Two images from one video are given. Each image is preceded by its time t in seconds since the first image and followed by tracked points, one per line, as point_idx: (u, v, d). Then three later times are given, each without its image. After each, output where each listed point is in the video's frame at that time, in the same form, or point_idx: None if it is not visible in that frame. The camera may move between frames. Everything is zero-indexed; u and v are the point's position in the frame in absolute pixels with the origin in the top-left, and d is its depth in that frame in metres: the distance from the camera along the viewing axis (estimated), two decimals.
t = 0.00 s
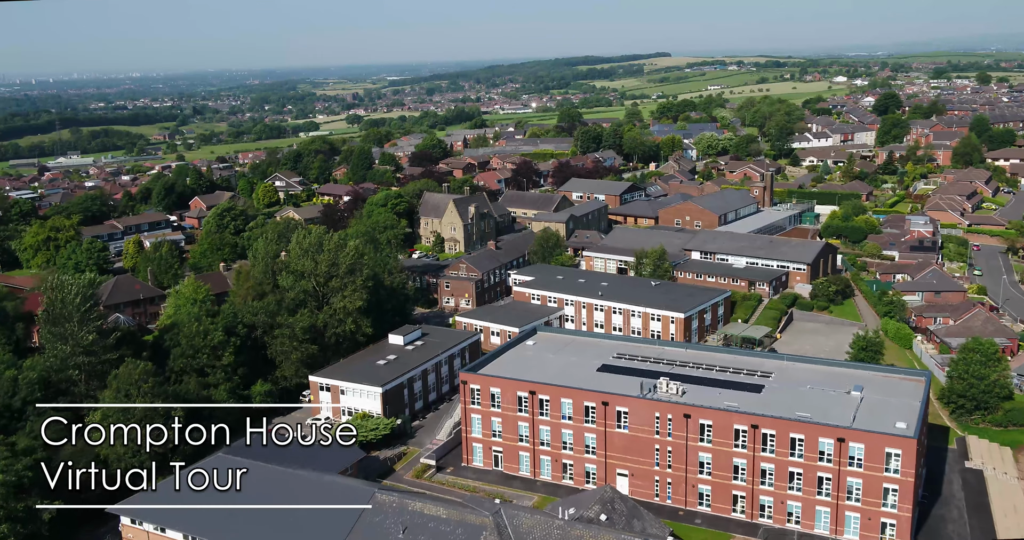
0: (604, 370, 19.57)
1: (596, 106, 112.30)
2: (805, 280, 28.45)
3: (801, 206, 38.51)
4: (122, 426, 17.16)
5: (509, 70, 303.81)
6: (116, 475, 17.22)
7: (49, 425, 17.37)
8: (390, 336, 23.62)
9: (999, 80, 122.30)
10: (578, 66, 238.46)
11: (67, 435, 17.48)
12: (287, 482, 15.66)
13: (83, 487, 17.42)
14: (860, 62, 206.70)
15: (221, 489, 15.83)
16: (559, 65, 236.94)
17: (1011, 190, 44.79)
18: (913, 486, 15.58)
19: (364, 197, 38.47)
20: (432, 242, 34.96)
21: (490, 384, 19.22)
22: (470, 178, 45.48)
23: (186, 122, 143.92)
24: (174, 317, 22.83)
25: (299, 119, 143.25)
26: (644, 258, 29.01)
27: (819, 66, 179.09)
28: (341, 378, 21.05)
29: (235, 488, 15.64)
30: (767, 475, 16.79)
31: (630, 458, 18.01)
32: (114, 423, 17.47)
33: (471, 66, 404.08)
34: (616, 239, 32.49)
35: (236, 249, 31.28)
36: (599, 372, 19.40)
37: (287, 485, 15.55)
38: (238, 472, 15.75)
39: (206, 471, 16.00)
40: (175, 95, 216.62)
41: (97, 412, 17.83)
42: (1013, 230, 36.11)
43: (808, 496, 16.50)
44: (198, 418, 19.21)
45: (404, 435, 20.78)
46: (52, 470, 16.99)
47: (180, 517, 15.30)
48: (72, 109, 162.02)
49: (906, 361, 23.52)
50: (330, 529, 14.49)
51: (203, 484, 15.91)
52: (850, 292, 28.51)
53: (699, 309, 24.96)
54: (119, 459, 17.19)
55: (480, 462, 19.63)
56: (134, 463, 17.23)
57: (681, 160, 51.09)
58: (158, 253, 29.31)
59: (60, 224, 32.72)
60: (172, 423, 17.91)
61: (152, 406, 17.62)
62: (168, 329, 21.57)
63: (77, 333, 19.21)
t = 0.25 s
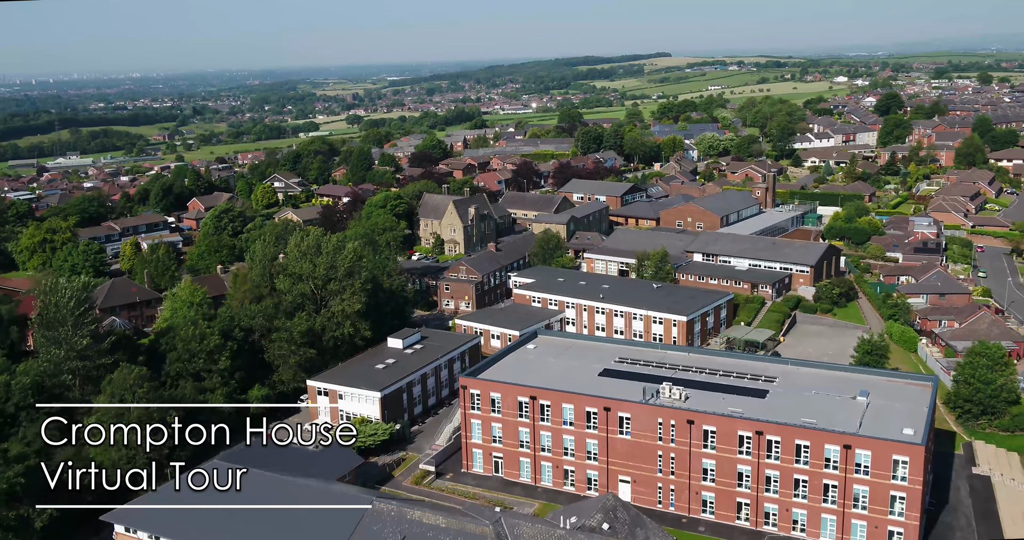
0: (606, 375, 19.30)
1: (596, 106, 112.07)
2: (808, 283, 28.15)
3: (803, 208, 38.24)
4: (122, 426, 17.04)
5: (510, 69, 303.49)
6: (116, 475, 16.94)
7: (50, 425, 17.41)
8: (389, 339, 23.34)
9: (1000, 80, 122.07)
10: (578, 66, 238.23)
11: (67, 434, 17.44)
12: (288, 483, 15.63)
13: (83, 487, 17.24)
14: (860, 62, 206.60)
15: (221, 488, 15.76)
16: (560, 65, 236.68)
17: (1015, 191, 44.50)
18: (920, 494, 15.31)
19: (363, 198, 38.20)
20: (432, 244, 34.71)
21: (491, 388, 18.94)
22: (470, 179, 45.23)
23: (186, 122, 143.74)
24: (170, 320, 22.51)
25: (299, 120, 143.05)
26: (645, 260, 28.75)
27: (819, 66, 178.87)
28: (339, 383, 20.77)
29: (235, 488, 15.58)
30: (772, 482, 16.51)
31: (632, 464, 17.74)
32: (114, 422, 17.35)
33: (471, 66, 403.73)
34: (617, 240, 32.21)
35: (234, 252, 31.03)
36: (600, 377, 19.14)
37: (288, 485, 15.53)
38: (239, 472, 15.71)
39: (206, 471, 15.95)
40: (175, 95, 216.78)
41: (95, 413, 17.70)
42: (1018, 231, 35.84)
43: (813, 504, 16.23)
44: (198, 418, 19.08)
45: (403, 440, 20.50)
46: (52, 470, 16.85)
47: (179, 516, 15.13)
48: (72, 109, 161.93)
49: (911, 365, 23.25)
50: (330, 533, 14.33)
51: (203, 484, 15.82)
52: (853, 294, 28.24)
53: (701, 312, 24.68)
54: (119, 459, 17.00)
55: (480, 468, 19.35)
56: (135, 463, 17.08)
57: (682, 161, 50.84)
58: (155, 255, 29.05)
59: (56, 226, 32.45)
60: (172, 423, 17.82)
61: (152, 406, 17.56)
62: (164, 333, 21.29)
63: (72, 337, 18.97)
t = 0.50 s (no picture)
0: (607, 380, 19.02)
1: (597, 107, 111.80)
2: (811, 285, 27.85)
3: (805, 209, 37.95)
4: (122, 426, 16.75)
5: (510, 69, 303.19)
6: (116, 475, 16.70)
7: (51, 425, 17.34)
8: (387, 343, 23.04)
9: (1001, 80, 121.82)
10: (578, 66, 237.95)
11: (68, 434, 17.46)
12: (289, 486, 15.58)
13: (82, 487, 17.05)
14: (861, 62, 206.36)
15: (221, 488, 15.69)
16: (560, 65, 236.45)
17: (1018, 192, 44.21)
18: (929, 503, 15.02)
19: (363, 200, 37.94)
20: (431, 246, 34.43)
21: (490, 394, 18.65)
22: (470, 181, 44.94)
23: (185, 123, 143.40)
24: (166, 324, 22.18)
25: (299, 120, 142.84)
26: (647, 263, 28.46)
27: (819, 66, 178.87)
28: (337, 388, 20.48)
29: (235, 488, 15.49)
30: (777, 490, 16.22)
31: (634, 471, 17.45)
32: (114, 423, 17.03)
33: (472, 66, 403.63)
34: (619, 242, 31.91)
35: (232, 254, 30.76)
36: (602, 382, 18.85)
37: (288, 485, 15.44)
38: (239, 472, 15.64)
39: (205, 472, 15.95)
40: (174, 95, 216.56)
41: (93, 412, 17.36)
42: (1022, 233, 35.54)
43: (819, 512, 15.94)
44: (198, 418, 18.88)
45: (402, 446, 20.21)
46: (51, 470, 16.67)
47: (177, 515, 15.01)
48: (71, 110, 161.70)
49: (916, 370, 22.95)
50: (326, 536, 14.05)
51: (203, 484, 15.77)
52: (857, 297, 27.94)
53: (704, 315, 24.38)
54: (119, 459, 16.76)
55: (480, 474, 19.06)
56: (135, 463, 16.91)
57: (683, 162, 50.57)
58: (152, 258, 28.77)
59: (52, 227, 32.16)
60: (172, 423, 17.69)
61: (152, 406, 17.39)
62: (160, 338, 20.97)
63: (66, 342, 18.59)
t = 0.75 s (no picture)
0: (609, 385, 18.72)
1: (597, 107, 111.54)
2: (815, 288, 27.55)
3: (808, 210, 37.64)
4: (123, 425, 16.82)
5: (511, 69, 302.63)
6: (116, 475, 16.74)
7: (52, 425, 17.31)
8: (386, 347, 22.74)
9: (1003, 81, 121.52)
10: (579, 66, 237.69)
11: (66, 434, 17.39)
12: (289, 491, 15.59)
13: (82, 488, 16.94)
14: (861, 62, 206.11)
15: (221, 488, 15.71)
16: (561, 65, 236.25)
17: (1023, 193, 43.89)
18: (938, 512, 14.73)
19: (362, 202, 37.69)
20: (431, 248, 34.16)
21: (491, 400, 18.36)
22: (470, 182, 44.68)
23: (185, 123, 143.14)
24: (162, 328, 21.87)
25: (299, 121, 142.58)
26: (649, 265, 28.18)
27: (820, 66, 178.79)
28: (335, 393, 20.18)
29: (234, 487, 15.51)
30: (782, 498, 15.92)
31: (637, 479, 17.16)
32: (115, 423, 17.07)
33: (472, 66, 403.55)
34: (620, 244, 31.61)
35: (229, 256, 30.49)
36: (604, 387, 18.56)
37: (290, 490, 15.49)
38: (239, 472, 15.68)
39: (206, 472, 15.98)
40: (174, 96, 216.40)
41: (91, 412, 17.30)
42: None
43: (825, 521, 15.64)
44: (196, 419, 18.82)
45: (401, 451, 19.92)
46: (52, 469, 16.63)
47: (176, 514, 14.91)
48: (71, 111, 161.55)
49: (922, 374, 22.65)
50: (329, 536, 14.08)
51: (203, 484, 15.74)
52: (861, 300, 27.64)
53: (707, 318, 24.10)
54: (120, 459, 16.78)
55: (480, 481, 18.77)
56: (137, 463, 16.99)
57: (684, 163, 50.29)
58: (149, 260, 28.51)
59: (48, 229, 31.91)
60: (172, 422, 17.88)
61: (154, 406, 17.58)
62: (155, 342, 20.69)
63: (59, 347, 18.36)
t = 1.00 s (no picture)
0: (611, 390, 18.43)
1: (598, 108, 111.26)
2: (819, 291, 27.25)
3: (811, 212, 37.32)
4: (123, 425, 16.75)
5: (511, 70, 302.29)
6: (117, 475, 16.32)
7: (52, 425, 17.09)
8: (385, 351, 22.44)
9: (1004, 81, 121.26)
10: (579, 66, 237.56)
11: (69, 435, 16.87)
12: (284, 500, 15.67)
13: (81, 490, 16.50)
14: (862, 62, 205.93)
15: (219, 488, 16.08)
16: (561, 65, 235.99)
17: None
18: (947, 521, 14.44)
19: (361, 203, 37.37)
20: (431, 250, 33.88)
21: (491, 406, 18.07)
22: (470, 183, 44.41)
23: (185, 124, 142.84)
24: (158, 332, 21.56)
25: (299, 121, 142.27)
26: (651, 267, 27.89)
27: (820, 66, 178.79)
28: (333, 398, 19.88)
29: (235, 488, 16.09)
30: (788, 507, 15.63)
31: (640, 486, 16.86)
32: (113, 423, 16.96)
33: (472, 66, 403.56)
34: (622, 246, 31.31)
35: (227, 258, 30.19)
36: (606, 393, 18.27)
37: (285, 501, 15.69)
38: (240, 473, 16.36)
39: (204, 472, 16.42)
40: (174, 97, 216.28)
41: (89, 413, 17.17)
42: None
43: (832, 530, 15.34)
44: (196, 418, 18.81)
45: (400, 458, 19.64)
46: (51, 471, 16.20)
47: (184, 515, 14.71)
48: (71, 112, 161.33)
49: (928, 378, 22.34)
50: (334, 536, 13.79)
51: (203, 484, 15.95)
52: (866, 303, 27.33)
53: (710, 322, 23.80)
54: (121, 459, 16.58)
55: (481, 488, 18.47)
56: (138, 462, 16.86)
57: (686, 164, 50.00)
58: (146, 263, 28.19)
59: (45, 232, 31.63)
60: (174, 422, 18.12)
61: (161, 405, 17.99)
62: (151, 346, 20.37)
63: (51, 352, 18.23)
